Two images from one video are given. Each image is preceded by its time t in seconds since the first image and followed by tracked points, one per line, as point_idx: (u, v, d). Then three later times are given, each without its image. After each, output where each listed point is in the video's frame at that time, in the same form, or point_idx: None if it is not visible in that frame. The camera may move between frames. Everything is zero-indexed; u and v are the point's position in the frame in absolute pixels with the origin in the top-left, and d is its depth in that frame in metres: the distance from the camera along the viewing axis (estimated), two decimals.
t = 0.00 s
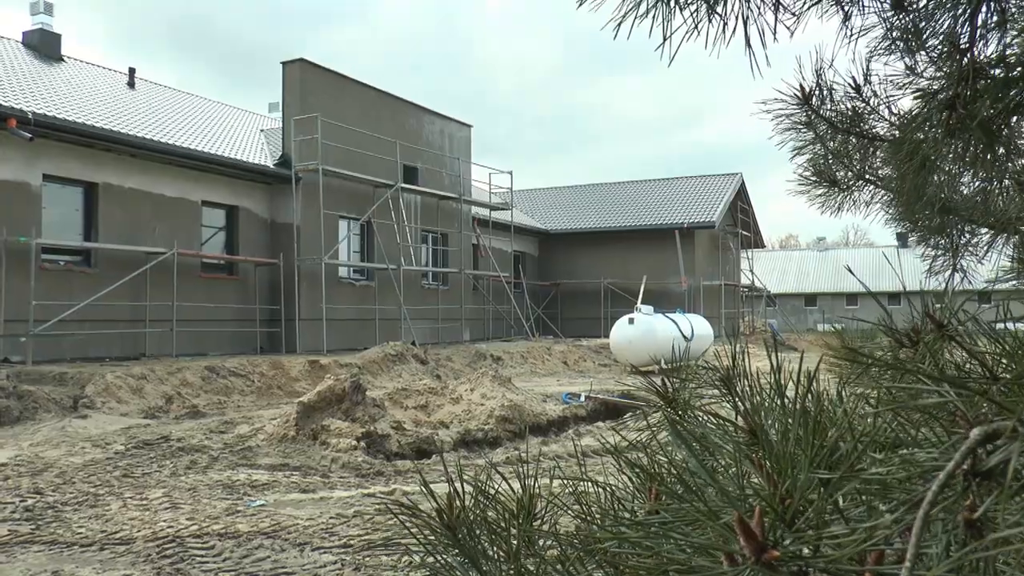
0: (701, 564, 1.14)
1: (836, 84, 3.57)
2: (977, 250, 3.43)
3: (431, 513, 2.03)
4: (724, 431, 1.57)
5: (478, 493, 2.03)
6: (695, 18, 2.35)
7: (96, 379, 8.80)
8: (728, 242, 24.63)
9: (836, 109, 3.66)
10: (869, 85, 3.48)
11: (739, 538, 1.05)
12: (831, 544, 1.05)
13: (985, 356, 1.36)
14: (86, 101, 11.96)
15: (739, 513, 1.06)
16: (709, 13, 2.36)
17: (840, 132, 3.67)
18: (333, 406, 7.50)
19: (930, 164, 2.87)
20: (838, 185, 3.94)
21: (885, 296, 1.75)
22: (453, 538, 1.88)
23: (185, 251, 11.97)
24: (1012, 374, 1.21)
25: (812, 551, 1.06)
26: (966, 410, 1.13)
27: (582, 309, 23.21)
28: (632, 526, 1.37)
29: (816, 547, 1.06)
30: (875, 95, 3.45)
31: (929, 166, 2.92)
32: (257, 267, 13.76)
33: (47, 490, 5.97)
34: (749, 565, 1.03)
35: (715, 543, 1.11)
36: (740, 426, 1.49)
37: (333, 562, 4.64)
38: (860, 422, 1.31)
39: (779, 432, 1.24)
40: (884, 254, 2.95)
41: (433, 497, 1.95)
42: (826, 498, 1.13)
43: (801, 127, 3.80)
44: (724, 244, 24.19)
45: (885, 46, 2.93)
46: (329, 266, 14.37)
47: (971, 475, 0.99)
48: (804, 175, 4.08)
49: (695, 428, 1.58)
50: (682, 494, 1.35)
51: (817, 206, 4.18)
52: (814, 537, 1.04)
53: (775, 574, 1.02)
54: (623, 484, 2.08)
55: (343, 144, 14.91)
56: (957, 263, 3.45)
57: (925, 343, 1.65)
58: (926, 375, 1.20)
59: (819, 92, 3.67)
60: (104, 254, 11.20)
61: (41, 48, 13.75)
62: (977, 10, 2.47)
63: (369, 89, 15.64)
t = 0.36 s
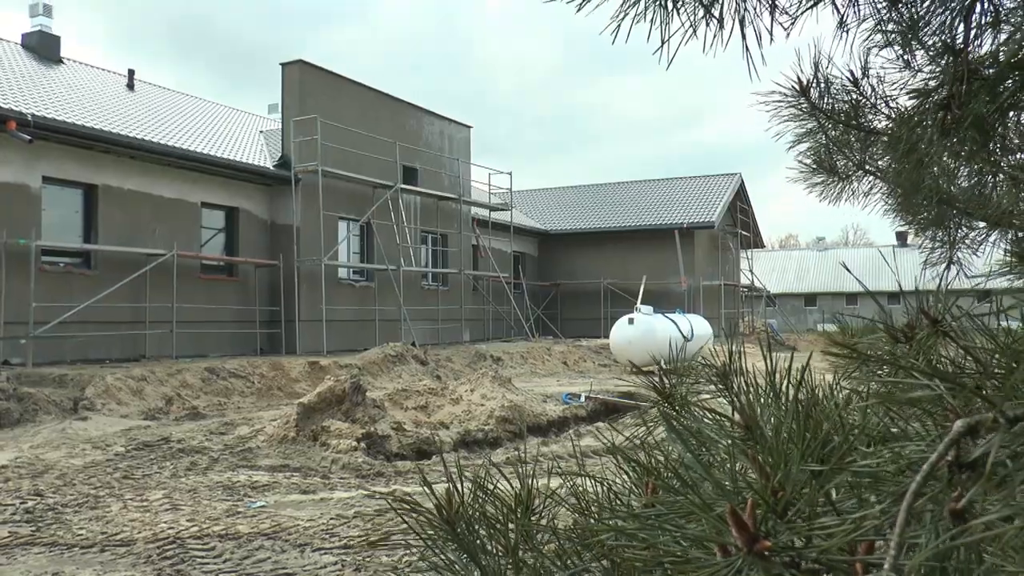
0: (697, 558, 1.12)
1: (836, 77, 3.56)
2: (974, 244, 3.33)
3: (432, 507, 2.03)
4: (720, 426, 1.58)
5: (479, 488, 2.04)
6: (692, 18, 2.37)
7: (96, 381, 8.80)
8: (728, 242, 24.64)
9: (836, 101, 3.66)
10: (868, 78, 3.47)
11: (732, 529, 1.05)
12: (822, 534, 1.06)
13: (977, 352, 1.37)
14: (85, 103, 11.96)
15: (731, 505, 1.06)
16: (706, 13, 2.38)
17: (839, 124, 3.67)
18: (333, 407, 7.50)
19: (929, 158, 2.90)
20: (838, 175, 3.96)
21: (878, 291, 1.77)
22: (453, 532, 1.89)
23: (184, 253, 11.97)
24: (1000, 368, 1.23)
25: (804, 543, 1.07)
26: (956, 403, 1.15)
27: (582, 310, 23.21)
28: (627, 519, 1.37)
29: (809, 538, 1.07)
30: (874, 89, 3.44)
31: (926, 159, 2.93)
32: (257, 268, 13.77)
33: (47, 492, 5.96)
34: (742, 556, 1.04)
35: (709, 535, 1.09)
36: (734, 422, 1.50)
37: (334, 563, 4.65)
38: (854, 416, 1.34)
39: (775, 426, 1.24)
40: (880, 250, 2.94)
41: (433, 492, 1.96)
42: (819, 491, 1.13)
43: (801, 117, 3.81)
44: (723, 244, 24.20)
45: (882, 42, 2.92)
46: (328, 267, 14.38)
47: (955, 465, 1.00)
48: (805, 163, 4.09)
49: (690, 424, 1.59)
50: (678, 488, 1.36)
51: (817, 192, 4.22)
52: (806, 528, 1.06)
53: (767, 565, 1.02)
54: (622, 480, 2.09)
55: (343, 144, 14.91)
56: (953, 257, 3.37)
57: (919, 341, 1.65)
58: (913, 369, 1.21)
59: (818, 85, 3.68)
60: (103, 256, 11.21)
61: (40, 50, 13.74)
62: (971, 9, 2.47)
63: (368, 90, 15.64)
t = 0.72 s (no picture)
0: (687, 542, 1.17)
1: (831, 75, 3.56)
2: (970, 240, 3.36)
3: (429, 498, 2.09)
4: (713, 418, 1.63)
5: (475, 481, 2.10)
6: (681, 17, 2.38)
7: (98, 382, 8.80)
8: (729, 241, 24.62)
9: (832, 99, 3.66)
10: (863, 75, 3.47)
11: (717, 515, 1.08)
12: (804, 517, 1.11)
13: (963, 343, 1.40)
14: (86, 104, 11.96)
15: (717, 489, 1.10)
16: (695, 12, 2.39)
17: (836, 122, 3.67)
18: (335, 407, 7.49)
19: (923, 154, 2.91)
20: (837, 173, 3.97)
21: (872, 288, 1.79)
22: (449, 522, 1.95)
23: (186, 254, 11.98)
24: (981, 354, 1.26)
25: (787, 526, 1.11)
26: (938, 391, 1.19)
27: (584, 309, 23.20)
28: (620, 505, 1.43)
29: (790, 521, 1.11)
30: (871, 86, 3.44)
31: (921, 157, 2.96)
32: (258, 269, 13.78)
33: (50, 493, 5.98)
34: (727, 540, 1.07)
35: (698, 518, 1.16)
36: (727, 413, 1.55)
37: (335, 563, 4.65)
38: (839, 405, 1.39)
39: (764, 416, 1.29)
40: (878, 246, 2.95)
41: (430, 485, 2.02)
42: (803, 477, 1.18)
43: (798, 116, 3.81)
44: (725, 243, 24.18)
45: (877, 40, 2.93)
46: (330, 266, 14.39)
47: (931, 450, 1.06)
48: (803, 162, 4.10)
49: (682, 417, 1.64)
50: (670, 475, 1.42)
51: (814, 191, 4.22)
52: (789, 511, 1.10)
53: (752, 548, 1.07)
54: (617, 472, 2.13)
55: (343, 144, 14.91)
56: (949, 252, 3.37)
57: (912, 332, 1.66)
58: (896, 359, 1.26)
59: (813, 83, 3.65)
60: (105, 256, 11.22)
61: (41, 51, 13.77)
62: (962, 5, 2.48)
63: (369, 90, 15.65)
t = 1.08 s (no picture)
0: (686, 536, 1.18)
1: (834, 74, 3.56)
2: (975, 238, 3.35)
3: (432, 491, 2.12)
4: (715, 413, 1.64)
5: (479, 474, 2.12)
6: (683, 16, 2.39)
7: (104, 381, 8.81)
8: (734, 238, 24.59)
9: (835, 98, 3.66)
10: (866, 74, 3.47)
11: (717, 506, 1.09)
12: (803, 510, 1.12)
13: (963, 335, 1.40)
14: (90, 104, 11.98)
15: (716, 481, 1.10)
16: (698, 11, 2.40)
17: (839, 121, 3.66)
18: (340, 405, 7.50)
19: (927, 152, 2.92)
20: (840, 173, 3.97)
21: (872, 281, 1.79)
22: (452, 514, 1.97)
23: (190, 252, 12.00)
24: (981, 348, 1.26)
25: (786, 518, 1.11)
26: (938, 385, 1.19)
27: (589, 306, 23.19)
28: (622, 500, 1.44)
29: (788, 514, 1.11)
30: (873, 85, 3.43)
31: (925, 154, 2.95)
32: (264, 267, 13.79)
33: (56, 491, 6.00)
34: (726, 533, 1.08)
35: (697, 513, 1.17)
36: (729, 408, 1.55)
37: (341, 561, 4.66)
38: (839, 400, 1.39)
39: (763, 409, 1.30)
40: (881, 242, 2.94)
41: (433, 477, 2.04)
42: (801, 471, 1.18)
43: (800, 115, 3.81)
44: (729, 240, 24.15)
45: (880, 37, 2.92)
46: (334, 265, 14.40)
47: (929, 443, 1.06)
48: (806, 162, 4.10)
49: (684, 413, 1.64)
50: (670, 469, 1.43)
51: (818, 191, 4.22)
52: (788, 504, 1.11)
53: (751, 541, 1.07)
54: (620, 466, 2.15)
55: (347, 143, 14.92)
56: (954, 250, 3.37)
57: (914, 327, 1.65)
58: (896, 353, 1.26)
59: (817, 82, 3.65)
60: (110, 255, 11.24)
61: (45, 51, 13.79)
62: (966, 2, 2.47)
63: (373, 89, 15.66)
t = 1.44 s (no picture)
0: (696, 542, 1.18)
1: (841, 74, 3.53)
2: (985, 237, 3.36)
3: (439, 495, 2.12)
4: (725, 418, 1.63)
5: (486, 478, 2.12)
6: (691, 13, 2.37)
7: (111, 379, 8.84)
8: (740, 236, 24.53)
9: (842, 98, 3.63)
10: (873, 75, 3.45)
11: (727, 513, 1.07)
12: (817, 517, 1.11)
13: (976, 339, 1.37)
14: (97, 103, 12.00)
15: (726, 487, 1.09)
16: (706, 10, 2.39)
17: (846, 121, 3.64)
18: (346, 404, 7.50)
19: (935, 152, 2.91)
20: (847, 174, 3.96)
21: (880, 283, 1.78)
22: (458, 520, 1.97)
23: (197, 252, 12.02)
24: (996, 352, 1.24)
25: (798, 526, 1.10)
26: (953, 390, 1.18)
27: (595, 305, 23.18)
28: (630, 505, 1.43)
29: (803, 523, 1.10)
30: (880, 86, 3.41)
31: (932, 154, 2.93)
32: (270, 266, 13.81)
33: (64, 490, 6.02)
34: (735, 539, 1.07)
35: (706, 518, 1.16)
36: (738, 411, 1.54)
37: (348, 559, 4.67)
38: (851, 404, 1.38)
39: (774, 415, 1.29)
40: (888, 242, 2.92)
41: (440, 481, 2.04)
42: (814, 476, 1.18)
43: (808, 117, 3.79)
44: (736, 239, 24.11)
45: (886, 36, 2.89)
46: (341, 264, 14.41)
47: (946, 450, 1.04)
48: (813, 163, 4.07)
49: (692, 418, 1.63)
50: (679, 474, 1.42)
51: (825, 193, 4.21)
52: (800, 510, 1.10)
53: (762, 547, 1.06)
54: (627, 471, 2.15)
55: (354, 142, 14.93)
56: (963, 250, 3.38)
57: (923, 329, 1.63)
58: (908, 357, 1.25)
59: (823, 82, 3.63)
60: (117, 255, 11.27)
61: (52, 51, 13.83)
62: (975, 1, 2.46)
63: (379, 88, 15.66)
